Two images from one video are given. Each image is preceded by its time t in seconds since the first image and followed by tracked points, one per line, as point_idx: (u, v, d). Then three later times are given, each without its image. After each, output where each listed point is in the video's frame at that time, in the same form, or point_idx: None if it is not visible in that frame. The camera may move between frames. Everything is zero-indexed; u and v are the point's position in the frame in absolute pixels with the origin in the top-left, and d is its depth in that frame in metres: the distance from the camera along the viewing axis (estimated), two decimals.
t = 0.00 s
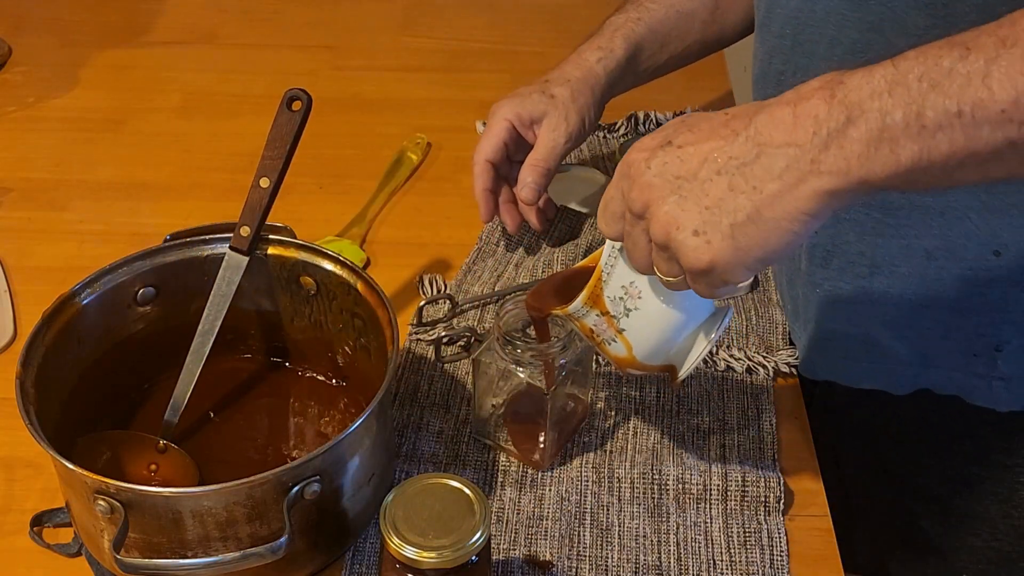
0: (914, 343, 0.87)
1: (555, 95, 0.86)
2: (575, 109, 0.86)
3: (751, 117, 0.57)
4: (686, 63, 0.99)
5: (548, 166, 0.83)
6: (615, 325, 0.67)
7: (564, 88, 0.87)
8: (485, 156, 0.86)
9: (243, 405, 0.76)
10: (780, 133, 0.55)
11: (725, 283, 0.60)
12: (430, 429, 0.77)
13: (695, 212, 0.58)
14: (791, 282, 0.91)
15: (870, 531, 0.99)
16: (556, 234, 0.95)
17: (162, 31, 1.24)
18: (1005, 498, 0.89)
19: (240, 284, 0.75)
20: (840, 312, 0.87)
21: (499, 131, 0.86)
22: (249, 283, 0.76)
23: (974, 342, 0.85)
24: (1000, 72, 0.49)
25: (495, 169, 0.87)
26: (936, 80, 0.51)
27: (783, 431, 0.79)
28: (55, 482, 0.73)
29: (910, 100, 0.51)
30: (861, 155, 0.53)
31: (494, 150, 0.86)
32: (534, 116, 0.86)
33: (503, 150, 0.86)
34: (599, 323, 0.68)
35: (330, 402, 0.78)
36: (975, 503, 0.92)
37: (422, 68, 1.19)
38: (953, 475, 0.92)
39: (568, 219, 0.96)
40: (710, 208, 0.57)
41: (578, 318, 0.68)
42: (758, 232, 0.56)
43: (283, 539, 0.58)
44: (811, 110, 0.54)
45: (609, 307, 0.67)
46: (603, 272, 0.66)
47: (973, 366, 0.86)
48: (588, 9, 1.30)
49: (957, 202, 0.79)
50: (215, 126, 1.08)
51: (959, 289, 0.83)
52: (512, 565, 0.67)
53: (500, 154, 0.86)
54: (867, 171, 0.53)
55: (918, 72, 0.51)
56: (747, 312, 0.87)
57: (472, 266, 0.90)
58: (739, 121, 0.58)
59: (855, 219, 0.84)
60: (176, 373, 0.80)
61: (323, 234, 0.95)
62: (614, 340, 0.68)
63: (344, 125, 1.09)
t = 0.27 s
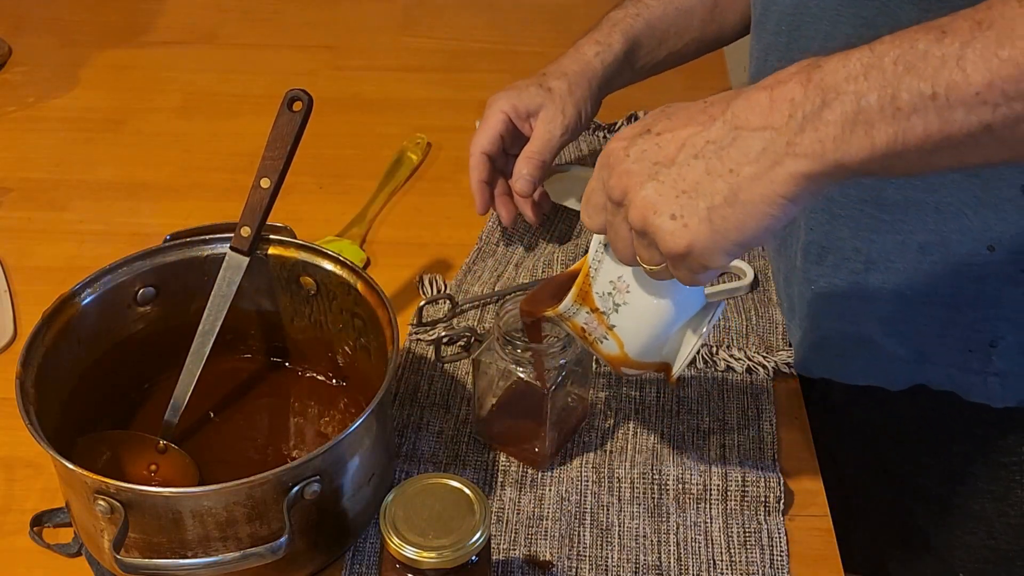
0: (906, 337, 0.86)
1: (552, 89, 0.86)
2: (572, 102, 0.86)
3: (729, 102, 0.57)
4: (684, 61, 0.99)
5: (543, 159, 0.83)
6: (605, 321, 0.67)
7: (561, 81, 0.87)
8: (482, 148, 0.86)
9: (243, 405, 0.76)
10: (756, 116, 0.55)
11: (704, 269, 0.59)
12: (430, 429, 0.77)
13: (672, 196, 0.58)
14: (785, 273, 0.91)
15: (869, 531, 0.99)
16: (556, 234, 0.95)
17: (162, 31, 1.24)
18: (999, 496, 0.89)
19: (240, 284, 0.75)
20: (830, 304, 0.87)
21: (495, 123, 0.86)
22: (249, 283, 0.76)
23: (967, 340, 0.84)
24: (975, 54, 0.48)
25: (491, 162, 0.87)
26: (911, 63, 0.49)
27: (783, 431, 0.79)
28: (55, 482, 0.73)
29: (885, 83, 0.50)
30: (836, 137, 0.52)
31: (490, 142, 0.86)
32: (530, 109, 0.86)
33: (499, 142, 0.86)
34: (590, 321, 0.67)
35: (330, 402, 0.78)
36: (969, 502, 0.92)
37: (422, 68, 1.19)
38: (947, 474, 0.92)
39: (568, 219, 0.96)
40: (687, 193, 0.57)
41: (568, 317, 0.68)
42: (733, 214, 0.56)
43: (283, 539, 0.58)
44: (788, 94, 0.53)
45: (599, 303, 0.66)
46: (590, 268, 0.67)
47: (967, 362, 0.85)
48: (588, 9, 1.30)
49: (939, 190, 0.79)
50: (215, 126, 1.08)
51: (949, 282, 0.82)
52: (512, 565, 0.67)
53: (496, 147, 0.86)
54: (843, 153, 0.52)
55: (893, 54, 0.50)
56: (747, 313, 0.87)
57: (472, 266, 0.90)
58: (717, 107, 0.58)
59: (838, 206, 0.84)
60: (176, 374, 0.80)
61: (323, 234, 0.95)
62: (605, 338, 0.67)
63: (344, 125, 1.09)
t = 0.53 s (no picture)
0: (899, 329, 0.87)
1: (549, 82, 0.86)
2: (569, 96, 0.86)
3: (706, 85, 0.57)
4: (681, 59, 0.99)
5: (541, 152, 0.82)
6: (603, 316, 0.66)
7: (558, 76, 0.87)
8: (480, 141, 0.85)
9: (243, 405, 0.76)
10: (732, 94, 0.55)
11: (684, 252, 0.58)
12: (430, 429, 0.77)
13: (651, 178, 0.58)
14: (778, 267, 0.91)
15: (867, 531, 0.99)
16: (555, 235, 0.95)
17: (162, 31, 1.24)
18: (997, 496, 0.89)
19: (241, 284, 0.75)
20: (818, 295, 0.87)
21: (492, 116, 0.85)
22: (250, 283, 0.76)
23: (963, 333, 0.85)
24: (947, 29, 0.48)
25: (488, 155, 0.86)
26: (885, 40, 0.50)
27: (783, 431, 0.79)
28: (55, 482, 0.73)
29: (859, 58, 0.50)
30: (811, 113, 0.52)
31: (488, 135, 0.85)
32: (527, 103, 0.86)
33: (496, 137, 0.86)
34: (589, 317, 0.67)
35: (330, 402, 0.78)
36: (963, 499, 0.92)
37: (422, 68, 1.19)
38: (942, 471, 0.92)
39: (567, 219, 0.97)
40: (665, 173, 0.57)
41: (568, 316, 0.68)
42: (710, 190, 0.55)
43: (283, 539, 0.58)
44: (765, 72, 0.54)
45: (595, 298, 0.66)
46: (585, 264, 0.66)
47: (962, 356, 0.86)
48: (587, 9, 1.30)
49: (928, 168, 0.82)
50: (215, 126, 1.08)
51: (942, 267, 0.83)
52: (512, 565, 0.67)
53: (493, 140, 0.86)
54: (819, 130, 0.52)
55: (867, 32, 0.50)
56: (747, 313, 0.86)
57: (472, 266, 0.90)
58: (694, 91, 0.58)
59: (826, 193, 0.86)
60: (176, 374, 0.80)
61: (322, 234, 0.95)
62: (605, 334, 0.67)
63: (344, 125, 1.09)
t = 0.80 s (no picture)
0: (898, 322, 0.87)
1: (560, 84, 0.86)
2: (580, 97, 0.86)
3: (691, 70, 0.57)
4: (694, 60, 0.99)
5: (554, 154, 0.81)
6: (606, 314, 0.66)
7: (569, 77, 0.87)
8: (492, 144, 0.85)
9: (243, 405, 0.76)
10: (716, 78, 0.54)
11: (676, 235, 0.58)
12: (430, 429, 0.77)
13: (637, 163, 0.57)
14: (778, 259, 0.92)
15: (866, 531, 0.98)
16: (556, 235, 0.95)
17: (162, 31, 1.24)
18: (996, 496, 0.89)
19: (242, 284, 0.75)
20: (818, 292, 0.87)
21: (504, 119, 0.85)
22: (250, 283, 0.76)
23: (961, 327, 0.86)
24: (929, 11, 0.46)
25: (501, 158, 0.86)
26: (869, 22, 0.48)
27: (783, 431, 0.79)
28: (55, 482, 0.73)
29: (842, 40, 0.48)
30: (794, 95, 0.50)
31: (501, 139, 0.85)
32: (539, 105, 0.85)
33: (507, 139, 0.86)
34: (592, 317, 0.67)
35: (330, 402, 0.77)
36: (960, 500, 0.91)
37: (422, 69, 1.19)
38: (941, 472, 0.92)
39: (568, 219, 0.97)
40: (651, 158, 0.57)
41: (572, 317, 0.68)
42: (696, 174, 0.55)
43: (283, 539, 0.58)
44: (749, 54, 0.53)
45: (596, 296, 0.66)
46: (582, 263, 0.66)
47: (961, 349, 0.87)
48: (588, 9, 1.30)
49: (922, 158, 0.83)
50: (215, 126, 1.08)
51: (939, 258, 0.84)
52: (513, 565, 0.67)
53: (505, 143, 0.86)
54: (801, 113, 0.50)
55: (851, 14, 0.49)
56: (747, 312, 0.86)
57: (472, 266, 0.90)
58: (680, 76, 0.58)
59: (820, 184, 0.86)
60: (176, 374, 0.80)
61: (322, 234, 0.95)
62: (609, 333, 0.67)
63: (344, 125, 1.09)
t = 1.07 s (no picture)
0: (893, 318, 0.86)
1: (565, 84, 0.86)
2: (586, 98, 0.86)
3: (669, 62, 0.56)
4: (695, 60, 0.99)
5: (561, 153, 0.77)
6: (591, 309, 0.65)
7: (574, 77, 0.87)
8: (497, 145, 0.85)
9: (243, 405, 0.76)
10: (693, 68, 0.54)
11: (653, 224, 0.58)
12: (430, 429, 0.77)
13: (614, 152, 0.57)
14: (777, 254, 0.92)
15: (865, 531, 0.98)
16: (555, 237, 0.95)
17: (162, 31, 1.24)
18: (996, 496, 0.88)
19: (242, 284, 0.75)
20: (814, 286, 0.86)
21: (509, 120, 0.85)
22: (250, 283, 0.76)
23: (959, 324, 0.85)
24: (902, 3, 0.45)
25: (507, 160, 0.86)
26: (843, 13, 0.47)
27: (783, 431, 0.79)
28: (55, 482, 0.73)
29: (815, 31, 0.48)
30: (767, 85, 0.50)
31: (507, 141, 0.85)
32: (544, 106, 0.85)
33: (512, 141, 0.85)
34: (578, 311, 0.66)
35: (330, 401, 0.77)
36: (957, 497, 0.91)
37: (422, 69, 1.19)
38: (939, 472, 0.91)
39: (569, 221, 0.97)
40: (627, 148, 0.56)
41: (558, 313, 0.67)
42: (671, 163, 0.54)
43: (283, 539, 0.58)
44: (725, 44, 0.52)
45: (581, 290, 0.65)
46: (569, 256, 0.65)
47: (959, 349, 0.85)
48: (587, 9, 1.30)
49: (916, 150, 0.83)
50: (216, 126, 1.08)
51: (935, 251, 0.83)
52: (513, 565, 0.67)
53: (511, 145, 0.85)
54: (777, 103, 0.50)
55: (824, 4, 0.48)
56: (746, 312, 0.87)
57: (472, 266, 0.90)
58: (659, 68, 0.57)
59: (816, 173, 0.87)
60: (176, 374, 0.80)
61: (323, 234, 0.95)
62: (595, 327, 0.66)
63: (344, 125, 1.09)
